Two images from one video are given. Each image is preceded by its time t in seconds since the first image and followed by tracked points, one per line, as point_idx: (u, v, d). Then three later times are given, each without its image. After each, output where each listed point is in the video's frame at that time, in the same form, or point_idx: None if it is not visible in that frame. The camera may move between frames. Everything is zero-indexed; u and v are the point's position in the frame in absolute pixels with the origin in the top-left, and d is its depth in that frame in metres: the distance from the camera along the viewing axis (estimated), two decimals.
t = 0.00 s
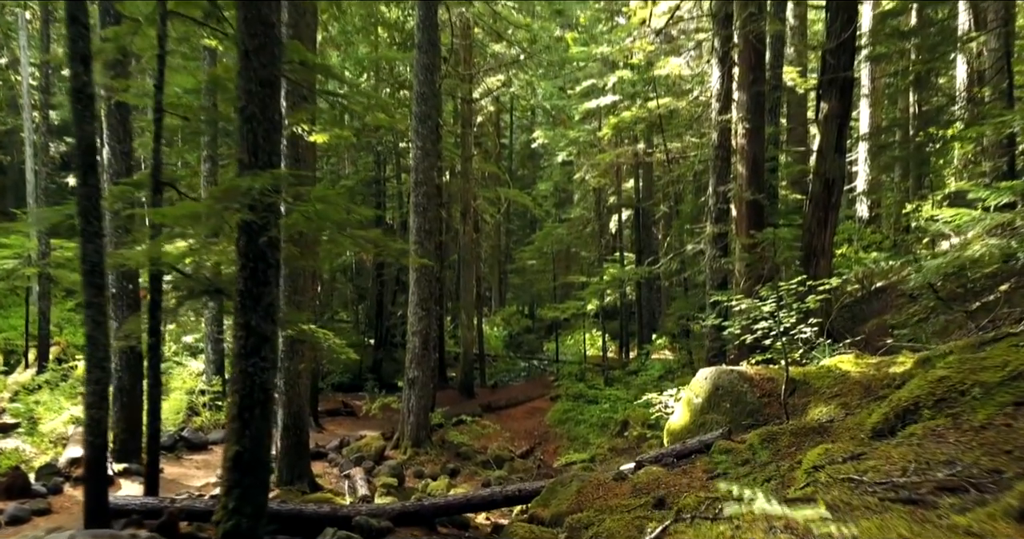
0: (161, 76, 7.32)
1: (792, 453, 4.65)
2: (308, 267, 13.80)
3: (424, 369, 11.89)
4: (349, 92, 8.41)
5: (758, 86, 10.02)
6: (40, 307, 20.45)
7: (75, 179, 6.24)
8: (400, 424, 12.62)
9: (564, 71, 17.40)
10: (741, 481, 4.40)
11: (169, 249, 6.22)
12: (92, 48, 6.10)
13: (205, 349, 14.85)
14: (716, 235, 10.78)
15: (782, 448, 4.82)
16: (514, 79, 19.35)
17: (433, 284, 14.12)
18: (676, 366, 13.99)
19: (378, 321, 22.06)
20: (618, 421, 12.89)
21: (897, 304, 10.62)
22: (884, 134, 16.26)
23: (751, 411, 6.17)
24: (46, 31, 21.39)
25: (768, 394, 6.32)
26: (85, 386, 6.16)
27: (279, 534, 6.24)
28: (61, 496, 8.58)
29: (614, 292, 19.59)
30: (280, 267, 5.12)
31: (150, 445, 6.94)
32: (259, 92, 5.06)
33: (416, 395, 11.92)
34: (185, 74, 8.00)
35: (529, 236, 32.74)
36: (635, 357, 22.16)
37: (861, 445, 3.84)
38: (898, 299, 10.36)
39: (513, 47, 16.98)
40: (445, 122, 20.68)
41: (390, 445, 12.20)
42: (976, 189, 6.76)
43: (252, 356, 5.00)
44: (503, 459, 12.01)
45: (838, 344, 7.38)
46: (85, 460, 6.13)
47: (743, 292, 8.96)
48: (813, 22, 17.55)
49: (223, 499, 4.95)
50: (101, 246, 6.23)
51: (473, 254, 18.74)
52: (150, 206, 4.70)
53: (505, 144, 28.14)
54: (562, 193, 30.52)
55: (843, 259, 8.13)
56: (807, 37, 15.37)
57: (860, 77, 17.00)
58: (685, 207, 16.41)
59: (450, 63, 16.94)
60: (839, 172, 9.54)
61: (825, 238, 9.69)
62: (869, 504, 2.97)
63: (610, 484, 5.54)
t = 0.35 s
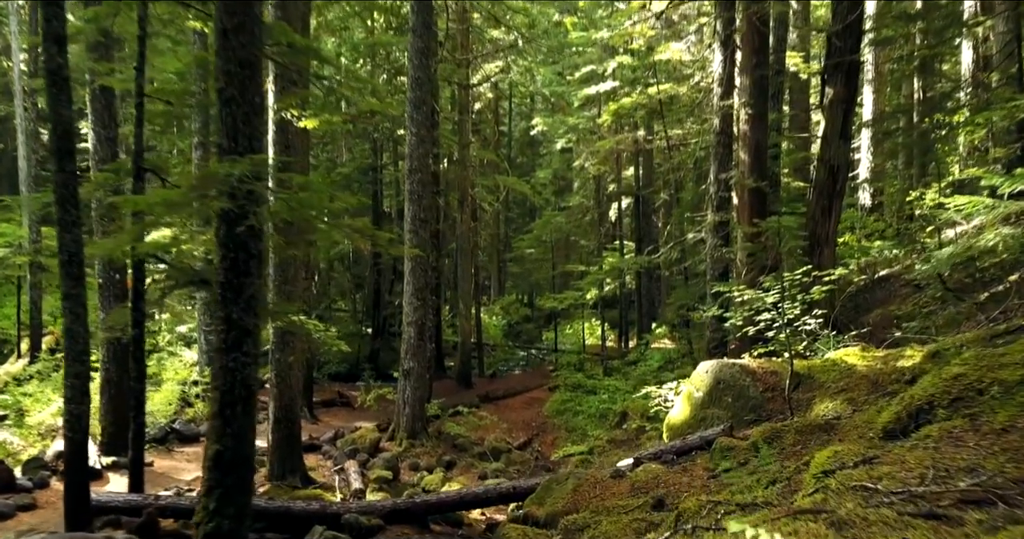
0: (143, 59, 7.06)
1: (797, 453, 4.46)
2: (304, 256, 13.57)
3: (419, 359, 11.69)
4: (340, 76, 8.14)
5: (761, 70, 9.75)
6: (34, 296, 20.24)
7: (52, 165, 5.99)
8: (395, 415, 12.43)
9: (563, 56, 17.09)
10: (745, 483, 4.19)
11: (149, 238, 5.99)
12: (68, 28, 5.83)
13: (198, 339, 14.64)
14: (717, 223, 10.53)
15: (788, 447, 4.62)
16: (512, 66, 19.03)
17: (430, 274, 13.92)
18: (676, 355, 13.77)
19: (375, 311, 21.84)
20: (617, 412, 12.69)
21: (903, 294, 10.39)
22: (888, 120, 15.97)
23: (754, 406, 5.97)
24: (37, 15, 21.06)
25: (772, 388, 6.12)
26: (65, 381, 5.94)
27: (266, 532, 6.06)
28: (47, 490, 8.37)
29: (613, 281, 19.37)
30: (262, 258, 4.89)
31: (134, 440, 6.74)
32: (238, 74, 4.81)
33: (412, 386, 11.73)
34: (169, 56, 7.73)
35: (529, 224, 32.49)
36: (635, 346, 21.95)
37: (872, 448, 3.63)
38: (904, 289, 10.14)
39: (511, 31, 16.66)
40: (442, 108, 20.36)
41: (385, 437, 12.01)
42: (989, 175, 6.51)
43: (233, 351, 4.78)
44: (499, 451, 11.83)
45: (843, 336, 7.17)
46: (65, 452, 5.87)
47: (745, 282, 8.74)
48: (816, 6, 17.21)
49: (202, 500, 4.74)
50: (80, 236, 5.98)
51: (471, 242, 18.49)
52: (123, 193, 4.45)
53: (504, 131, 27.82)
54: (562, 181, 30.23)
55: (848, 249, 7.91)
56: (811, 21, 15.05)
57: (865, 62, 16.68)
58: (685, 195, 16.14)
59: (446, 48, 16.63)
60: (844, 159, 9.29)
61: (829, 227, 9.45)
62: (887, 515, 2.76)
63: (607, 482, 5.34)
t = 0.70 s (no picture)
0: (122, 42, 6.78)
1: (802, 454, 4.27)
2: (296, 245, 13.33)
3: (415, 351, 11.50)
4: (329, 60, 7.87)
5: (765, 54, 9.47)
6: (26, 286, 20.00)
7: (26, 152, 5.74)
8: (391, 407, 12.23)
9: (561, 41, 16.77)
10: (750, 486, 3.99)
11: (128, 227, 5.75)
12: (41, 7, 5.56)
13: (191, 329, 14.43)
14: (718, 212, 10.29)
15: (791, 447, 4.43)
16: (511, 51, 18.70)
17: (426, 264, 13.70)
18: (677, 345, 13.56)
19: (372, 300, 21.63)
20: (615, 404, 12.51)
21: (908, 285, 10.17)
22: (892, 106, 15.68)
23: (757, 401, 5.77)
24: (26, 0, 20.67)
25: (775, 383, 5.92)
26: (42, 376, 5.72)
27: (253, 530, 5.89)
28: (31, 485, 8.16)
29: (612, 270, 19.14)
30: (242, 249, 4.66)
31: (117, 435, 6.53)
32: (216, 55, 4.55)
33: (407, 378, 11.52)
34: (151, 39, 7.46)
35: (528, 213, 32.21)
36: (634, 336, 21.75)
37: (886, 452, 3.43)
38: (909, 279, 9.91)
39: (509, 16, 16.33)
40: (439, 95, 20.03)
41: (380, 430, 11.83)
42: (1001, 162, 6.26)
43: (212, 346, 4.56)
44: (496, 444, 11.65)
45: (848, 328, 6.96)
46: (42, 449, 5.65)
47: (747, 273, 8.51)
48: None
49: (181, 502, 4.53)
50: (56, 225, 5.73)
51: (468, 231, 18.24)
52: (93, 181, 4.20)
53: (503, 118, 27.49)
54: (561, 169, 29.92)
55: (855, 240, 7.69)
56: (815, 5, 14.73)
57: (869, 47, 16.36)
58: (686, 183, 15.87)
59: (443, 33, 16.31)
60: (849, 146, 9.04)
61: (833, 216, 9.22)
62: (905, 532, 2.57)
63: (604, 482, 5.13)
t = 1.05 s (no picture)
0: (101, 22, 6.48)
1: (809, 455, 4.07)
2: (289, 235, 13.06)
3: (410, 342, 11.29)
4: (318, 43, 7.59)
5: (768, 37, 9.21)
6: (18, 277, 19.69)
7: None
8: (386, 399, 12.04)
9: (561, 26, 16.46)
10: (755, 491, 3.79)
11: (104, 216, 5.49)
12: None
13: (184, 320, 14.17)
14: (720, 200, 10.03)
15: (797, 447, 4.23)
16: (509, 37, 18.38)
17: (422, 254, 13.47)
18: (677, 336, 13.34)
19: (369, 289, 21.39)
20: (614, 395, 12.32)
21: (914, 275, 9.94)
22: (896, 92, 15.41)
23: (760, 397, 5.57)
24: None
25: (779, 379, 5.71)
26: (18, 371, 5.47)
27: (238, 530, 5.69)
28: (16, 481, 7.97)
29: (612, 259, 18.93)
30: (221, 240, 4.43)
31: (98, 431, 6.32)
32: (192, 35, 4.29)
33: (402, 370, 11.32)
34: (133, 21, 7.16)
35: (526, 201, 31.94)
36: (634, 325, 21.56)
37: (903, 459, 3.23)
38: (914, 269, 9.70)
39: None
40: (437, 81, 19.71)
41: (375, 421, 11.64)
42: (1016, 148, 6.02)
43: (190, 342, 4.34)
44: (493, 436, 11.47)
45: (854, 321, 6.74)
46: (20, 449, 5.44)
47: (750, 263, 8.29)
48: None
49: (157, 506, 4.31)
50: (31, 214, 5.47)
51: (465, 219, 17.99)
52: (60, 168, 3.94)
53: (501, 105, 27.17)
54: (560, 156, 29.63)
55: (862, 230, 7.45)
56: None
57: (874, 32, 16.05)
58: (687, 171, 15.60)
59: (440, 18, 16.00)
60: (854, 132, 8.79)
61: (838, 203, 8.98)
62: None
63: (601, 482, 4.93)
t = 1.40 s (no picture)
0: (79, 1, 6.19)
1: (818, 458, 3.88)
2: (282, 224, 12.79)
3: (405, 333, 11.09)
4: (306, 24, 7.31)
5: (773, 21, 8.93)
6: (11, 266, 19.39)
7: None
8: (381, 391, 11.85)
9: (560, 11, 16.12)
10: (761, 497, 3.59)
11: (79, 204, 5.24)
12: None
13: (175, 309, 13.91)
14: (722, 188, 9.78)
15: (805, 450, 4.04)
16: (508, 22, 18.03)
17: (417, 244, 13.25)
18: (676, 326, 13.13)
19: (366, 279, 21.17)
20: (613, 386, 12.15)
21: (919, 265, 9.72)
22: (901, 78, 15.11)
23: (763, 394, 5.37)
24: None
25: (784, 374, 5.52)
26: None
27: (224, 529, 5.51)
28: None
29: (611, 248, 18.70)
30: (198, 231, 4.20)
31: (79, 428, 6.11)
32: (165, 14, 4.04)
33: (397, 361, 11.12)
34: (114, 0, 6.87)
35: (525, 188, 31.65)
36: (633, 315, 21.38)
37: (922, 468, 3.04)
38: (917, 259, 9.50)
39: None
40: (434, 67, 19.40)
41: (370, 413, 11.46)
42: None
43: (166, 339, 4.12)
44: (489, 428, 11.29)
45: (859, 314, 6.54)
46: None
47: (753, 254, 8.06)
48: None
49: (132, 510, 4.11)
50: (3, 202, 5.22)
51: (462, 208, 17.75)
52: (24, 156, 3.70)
53: (500, 92, 26.82)
54: (559, 144, 29.31)
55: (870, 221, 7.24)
56: None
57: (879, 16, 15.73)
58: (688, 159, 15.34)
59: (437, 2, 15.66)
60: (861, 118, 8.55)
61: (843, 192, 8.74)
62: None
63: (599, 483, 4.74)
